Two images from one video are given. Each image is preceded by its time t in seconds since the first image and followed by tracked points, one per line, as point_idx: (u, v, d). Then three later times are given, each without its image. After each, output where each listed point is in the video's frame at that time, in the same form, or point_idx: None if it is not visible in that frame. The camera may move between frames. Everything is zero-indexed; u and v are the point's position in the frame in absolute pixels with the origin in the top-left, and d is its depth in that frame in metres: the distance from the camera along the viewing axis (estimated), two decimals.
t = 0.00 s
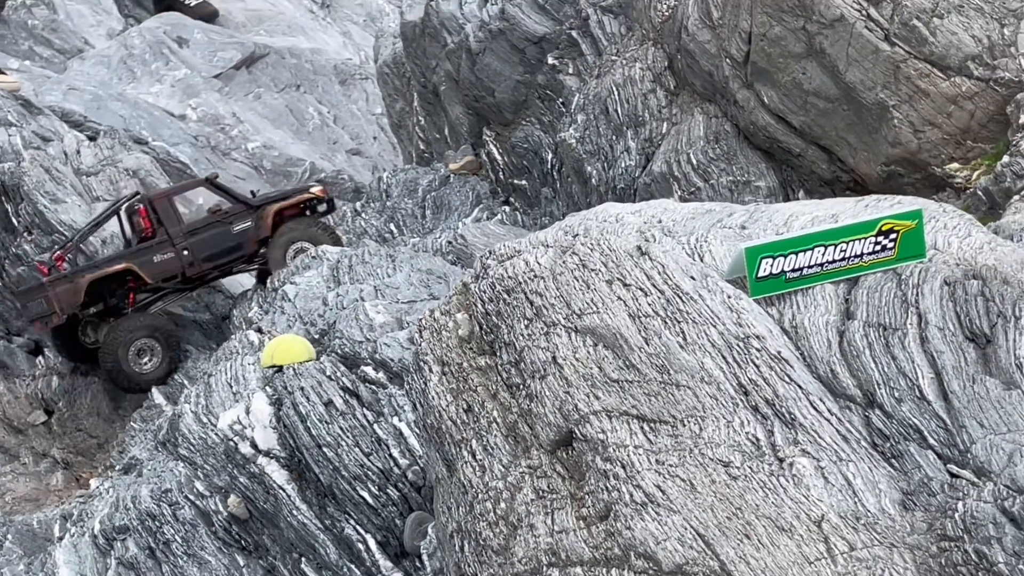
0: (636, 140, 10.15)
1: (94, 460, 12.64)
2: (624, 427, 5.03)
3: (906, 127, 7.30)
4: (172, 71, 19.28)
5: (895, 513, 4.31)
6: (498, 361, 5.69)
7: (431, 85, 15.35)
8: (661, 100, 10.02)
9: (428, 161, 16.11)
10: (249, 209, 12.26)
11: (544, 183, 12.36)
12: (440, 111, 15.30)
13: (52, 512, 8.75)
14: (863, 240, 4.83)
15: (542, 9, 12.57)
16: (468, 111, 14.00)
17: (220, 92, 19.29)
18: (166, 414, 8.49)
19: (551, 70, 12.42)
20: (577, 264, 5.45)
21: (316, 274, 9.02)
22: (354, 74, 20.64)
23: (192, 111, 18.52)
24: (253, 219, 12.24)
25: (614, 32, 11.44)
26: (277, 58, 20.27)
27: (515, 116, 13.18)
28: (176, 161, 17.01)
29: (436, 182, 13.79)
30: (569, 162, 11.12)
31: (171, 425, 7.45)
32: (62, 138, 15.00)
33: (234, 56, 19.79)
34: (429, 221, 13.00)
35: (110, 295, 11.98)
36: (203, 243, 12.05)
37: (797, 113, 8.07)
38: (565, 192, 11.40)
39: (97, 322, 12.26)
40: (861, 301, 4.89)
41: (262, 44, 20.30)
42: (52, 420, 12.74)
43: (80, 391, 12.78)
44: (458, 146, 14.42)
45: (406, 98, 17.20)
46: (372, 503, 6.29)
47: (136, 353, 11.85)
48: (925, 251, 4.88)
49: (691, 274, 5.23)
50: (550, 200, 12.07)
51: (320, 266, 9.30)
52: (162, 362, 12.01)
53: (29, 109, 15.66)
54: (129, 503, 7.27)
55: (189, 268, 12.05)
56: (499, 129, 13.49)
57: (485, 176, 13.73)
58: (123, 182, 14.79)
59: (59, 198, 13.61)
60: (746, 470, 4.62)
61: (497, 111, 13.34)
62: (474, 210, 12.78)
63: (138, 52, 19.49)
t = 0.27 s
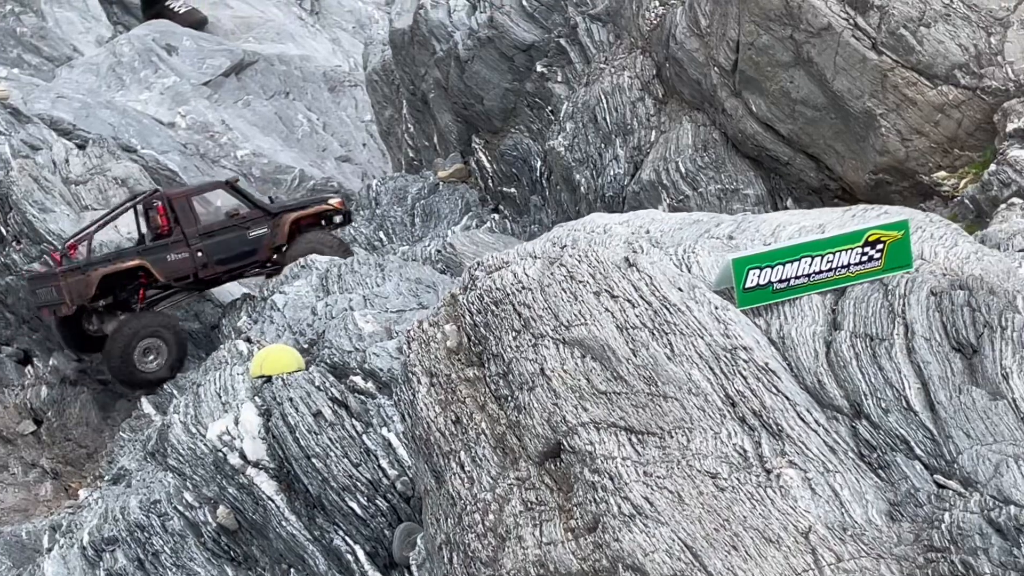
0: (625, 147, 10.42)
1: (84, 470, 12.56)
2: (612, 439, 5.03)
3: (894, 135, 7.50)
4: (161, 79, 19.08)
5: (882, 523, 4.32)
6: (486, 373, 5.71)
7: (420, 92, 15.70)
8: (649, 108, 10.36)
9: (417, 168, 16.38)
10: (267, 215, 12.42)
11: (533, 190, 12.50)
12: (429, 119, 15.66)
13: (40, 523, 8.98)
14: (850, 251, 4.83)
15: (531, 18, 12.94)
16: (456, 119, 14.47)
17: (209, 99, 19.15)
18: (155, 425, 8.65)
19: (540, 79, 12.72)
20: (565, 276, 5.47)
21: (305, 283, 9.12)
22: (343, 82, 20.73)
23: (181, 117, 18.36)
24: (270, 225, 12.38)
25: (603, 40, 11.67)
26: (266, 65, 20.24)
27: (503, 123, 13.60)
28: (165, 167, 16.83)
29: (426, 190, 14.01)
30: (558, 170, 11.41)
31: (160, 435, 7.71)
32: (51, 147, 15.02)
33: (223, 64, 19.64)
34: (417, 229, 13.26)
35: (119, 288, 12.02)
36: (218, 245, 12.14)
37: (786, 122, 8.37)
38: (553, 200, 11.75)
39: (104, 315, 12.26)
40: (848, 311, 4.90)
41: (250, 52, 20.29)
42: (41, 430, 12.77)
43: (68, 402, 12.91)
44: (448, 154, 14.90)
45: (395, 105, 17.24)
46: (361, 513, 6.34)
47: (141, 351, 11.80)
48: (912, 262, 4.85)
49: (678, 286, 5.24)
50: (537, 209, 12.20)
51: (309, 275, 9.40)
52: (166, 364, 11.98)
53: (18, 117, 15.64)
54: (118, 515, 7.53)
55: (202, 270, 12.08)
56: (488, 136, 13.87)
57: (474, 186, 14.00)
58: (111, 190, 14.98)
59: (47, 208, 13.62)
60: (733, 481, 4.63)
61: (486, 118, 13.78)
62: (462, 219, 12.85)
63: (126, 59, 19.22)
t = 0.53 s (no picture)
0: (612, 154, 11.23)
1: (72, 478, 12.38)
2: (596, 448, 5.03)
3: (881, 143, 8.11)
4: (150, 85, 18.68)
5: (866, 532, 4.33)
6: (471, 382, 5.73)
7: (409, 99, 16.00)
8: (636, 115, 11.09)
9: (407, 174, 16.69)
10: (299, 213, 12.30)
11: (520, 198, 13.28)
12: (418, 126, 16.03)
13: (27, 532, 9.11)
14: (833, 260, 4.85)
15: (519, 25, 13.36)
16: (444, 125, 15.05)
17: (199, 106, 18.84)
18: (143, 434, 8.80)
19: (528, 86, 13.36)
20: (549, 285, 5.49)
21: (293, 291, 9.22)
22: (331, 87, 20.78)
23: (170, 124, 17.90)
24: (301, 225, 12.25)
25: (590, 47, 12.31)
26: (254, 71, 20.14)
27: (490, 130, 14.17)
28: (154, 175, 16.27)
29: (414, 197, 14.61)
30: (545, 177, 12.29)
31: (149, 444, 7.91)
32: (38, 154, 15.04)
33: (212, 70, 19.40)
34: (406, 235, 13.81)
35: (150, 277, 11.80)
36: (251, 241, 12.01)
37: (774, 129, 9.02)
38: (541, 207, 12.57)
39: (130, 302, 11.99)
40: (832, 321, 4.92)
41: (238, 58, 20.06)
42: (28, 438, 12.81)
43: (56, 411, 12.95)
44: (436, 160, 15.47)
45: (384, 111, 17.38)
46: (347, 523, 6.63)
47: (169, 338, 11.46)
48: (896, 270, 4.87)
49: (663, 295, 5.26)
50: (526, 215, 13.05)
51: (298, 282, 9.52)
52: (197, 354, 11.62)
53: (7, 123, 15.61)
54: (105, 524, 7.70)
55: (234, 264, 11.94)
56: (477, 143, 14.53)
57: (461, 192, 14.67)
58: (100, 199, 14.81)
59: (34, 216, 13.55)
60: (717, 490, 4.63)
61: (475, 125, 14.35)
62: (451, 225, 13.61)
63: (114, 65, 18.83)
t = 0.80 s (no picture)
0: (602, 157, 11.31)
1: (61, 481, 12.38)
2: (586, 451, 5.03)
3: (870, 146, 8.19)
4: (138, 89, 18.55)
5: (855, 534, 4.35)
6: (461, 386, 5.72)
7: (397, 103, 15.97)
8: (626, 117, 11.21)
9: (396, 178, 16.79)
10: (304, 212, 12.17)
11: (510, 201, 13.36)
12: (407, 130, 16.00)
13: (15, 538, 9.06)
14: (822, 262, 4.86)
15: (508, 29, 13.54)
16: (434, 129, 15.07)
17: (187, 109, 18.70)
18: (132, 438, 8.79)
19: (517, 90, 13.46)
20: (539, 288, 5.48)
21: (282, 295, 9.20)
22: (320, 92, 20.83)
23: (160, 128, 17.87)
24: (306, 223, 12.13)
25: (579, 51, 12.44)
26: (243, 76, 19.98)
27: (480, 133, 14.27)
28: (143, 179, 16.04)
29: (404, 201, 14.64)
30: (535, 180, 12.35)
31: (138, 449, 7.89)
32: (27, 159, 14.89)
33: (201, 75, 19.21)
34: (396, 238, 13.80)
35: (154, 272, 11.92)
36: (254, 238, 11.98)
37: (763, 132, 9.10)
38: (531, 211, 12.64)
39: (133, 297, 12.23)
40: (821, 323, 4.91)
41: (228, 62, 19.85)
42: (17, 443, 12.80)
43: (43, 414, 12.91)
44: (426, 163, 15.49)
45: (373, 115, 17.38)
46: (337, 526, 6.66)
47: (167, 330, 11.67)
48: (884, 273, 4.87)
49: (653, 298, 5.26)
50: (515, 218, 13.12)
51: (287, 286, 9.48)
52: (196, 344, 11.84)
53: None
54: (95, 529, 7.69)
55: (236, 261, 11.93)
56: (466, 147, 14.59)
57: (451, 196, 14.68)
58: (88, 204, 14.73)
59: (24, 220, 13.50)
60: (707, 493, 4.64)
61: (464, 128, 14.40)
62: (440, 229, 13.61)
63: (103, 70, 18.70)
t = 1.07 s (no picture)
0: (593, 159, 11.34)
1: (54, 485, 12.62)
2: (579, 452, 5.03)
3: (861, 147, 8.25)
4: (129, 92, 18.44)
5: (848, 534, 4.35)
6: (453, 387, 5.71)
7: (389, 105, 15.92)
8: (616, 120, 11.24)
9: (387, 179, 16.51)
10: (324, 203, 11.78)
11: (501, 203, 13.42)
12: (398, 132, 15.92)
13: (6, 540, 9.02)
14: (814, 263, 4.87)
15: (498, 31, 13.68)
16: (425, 131, 15.02)
17: (178, 112, 18.57)
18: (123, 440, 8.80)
19: (508, 92, 13.51)
20: (532, 290, 5.47)
21: (273, 297, 9.19)
22: (312, 94, 20.61)
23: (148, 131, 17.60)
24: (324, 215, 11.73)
25: (571, 52, 12.53)
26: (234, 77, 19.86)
27: (471, 135, 14.22)
28: (132, 180, 16.02)
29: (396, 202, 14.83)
30: (527, 182, 12.39)
31: (129, 451, 7.89)
32: (18, 162, 14.82)
33: (191, 77, 19.09)
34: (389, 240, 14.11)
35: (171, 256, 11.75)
36: (270, 227, 11.65)
37: (754, 134, 9.12)
38: (523, 213, 12.70)
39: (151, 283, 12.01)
40: (813, 324, 4.91)
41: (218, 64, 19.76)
42: (9, 446, 12.93)
43: (35, 417, 12.97)
44: (417, 165, 15.43)
45: (364, 117, 17.36)
46: (330, 528, 6.76)
47: (174, 302, 11.39)
48: (876, 274, 4.88)
49: (645, 299, 5.25)
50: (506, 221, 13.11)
51: (278, 288, 9.45)
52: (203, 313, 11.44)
53: None
54: (86, 532, 7.62)
55: (250, 248, 11.60)
56: (457, 148, 14.58)
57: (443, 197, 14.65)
58: (79, 206, 14.63)
59: (15, 223, 13.13)
60: (700, 494, 4.64)
61: (455, 129, 14.40)
62: (432, 230, 13.65)
63: (93, 73, 18.60)
